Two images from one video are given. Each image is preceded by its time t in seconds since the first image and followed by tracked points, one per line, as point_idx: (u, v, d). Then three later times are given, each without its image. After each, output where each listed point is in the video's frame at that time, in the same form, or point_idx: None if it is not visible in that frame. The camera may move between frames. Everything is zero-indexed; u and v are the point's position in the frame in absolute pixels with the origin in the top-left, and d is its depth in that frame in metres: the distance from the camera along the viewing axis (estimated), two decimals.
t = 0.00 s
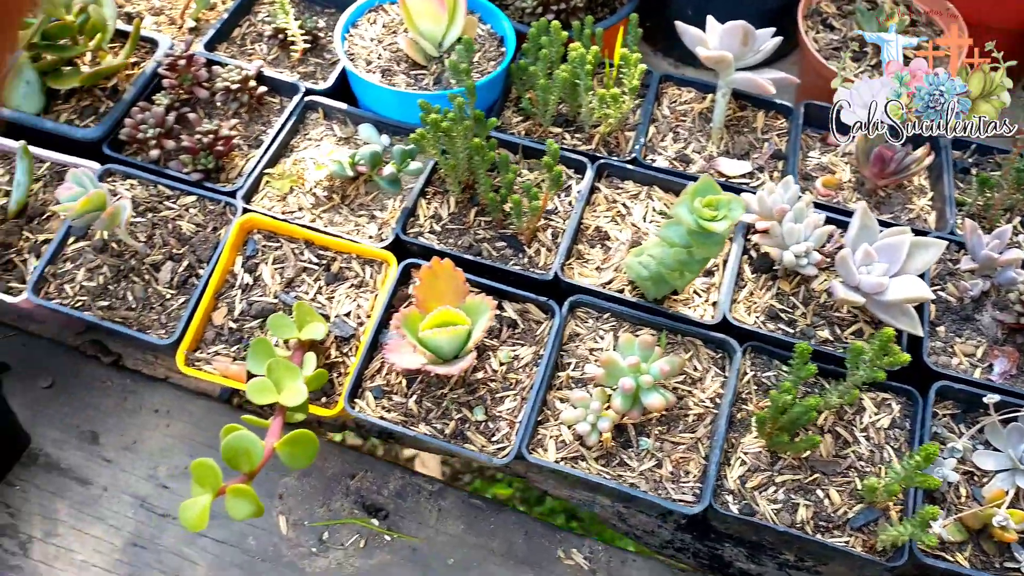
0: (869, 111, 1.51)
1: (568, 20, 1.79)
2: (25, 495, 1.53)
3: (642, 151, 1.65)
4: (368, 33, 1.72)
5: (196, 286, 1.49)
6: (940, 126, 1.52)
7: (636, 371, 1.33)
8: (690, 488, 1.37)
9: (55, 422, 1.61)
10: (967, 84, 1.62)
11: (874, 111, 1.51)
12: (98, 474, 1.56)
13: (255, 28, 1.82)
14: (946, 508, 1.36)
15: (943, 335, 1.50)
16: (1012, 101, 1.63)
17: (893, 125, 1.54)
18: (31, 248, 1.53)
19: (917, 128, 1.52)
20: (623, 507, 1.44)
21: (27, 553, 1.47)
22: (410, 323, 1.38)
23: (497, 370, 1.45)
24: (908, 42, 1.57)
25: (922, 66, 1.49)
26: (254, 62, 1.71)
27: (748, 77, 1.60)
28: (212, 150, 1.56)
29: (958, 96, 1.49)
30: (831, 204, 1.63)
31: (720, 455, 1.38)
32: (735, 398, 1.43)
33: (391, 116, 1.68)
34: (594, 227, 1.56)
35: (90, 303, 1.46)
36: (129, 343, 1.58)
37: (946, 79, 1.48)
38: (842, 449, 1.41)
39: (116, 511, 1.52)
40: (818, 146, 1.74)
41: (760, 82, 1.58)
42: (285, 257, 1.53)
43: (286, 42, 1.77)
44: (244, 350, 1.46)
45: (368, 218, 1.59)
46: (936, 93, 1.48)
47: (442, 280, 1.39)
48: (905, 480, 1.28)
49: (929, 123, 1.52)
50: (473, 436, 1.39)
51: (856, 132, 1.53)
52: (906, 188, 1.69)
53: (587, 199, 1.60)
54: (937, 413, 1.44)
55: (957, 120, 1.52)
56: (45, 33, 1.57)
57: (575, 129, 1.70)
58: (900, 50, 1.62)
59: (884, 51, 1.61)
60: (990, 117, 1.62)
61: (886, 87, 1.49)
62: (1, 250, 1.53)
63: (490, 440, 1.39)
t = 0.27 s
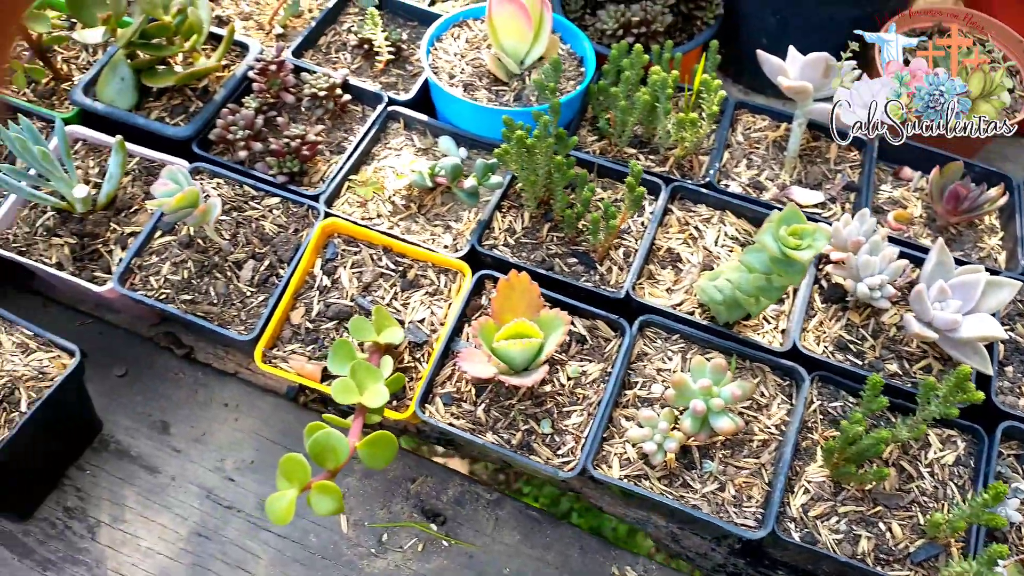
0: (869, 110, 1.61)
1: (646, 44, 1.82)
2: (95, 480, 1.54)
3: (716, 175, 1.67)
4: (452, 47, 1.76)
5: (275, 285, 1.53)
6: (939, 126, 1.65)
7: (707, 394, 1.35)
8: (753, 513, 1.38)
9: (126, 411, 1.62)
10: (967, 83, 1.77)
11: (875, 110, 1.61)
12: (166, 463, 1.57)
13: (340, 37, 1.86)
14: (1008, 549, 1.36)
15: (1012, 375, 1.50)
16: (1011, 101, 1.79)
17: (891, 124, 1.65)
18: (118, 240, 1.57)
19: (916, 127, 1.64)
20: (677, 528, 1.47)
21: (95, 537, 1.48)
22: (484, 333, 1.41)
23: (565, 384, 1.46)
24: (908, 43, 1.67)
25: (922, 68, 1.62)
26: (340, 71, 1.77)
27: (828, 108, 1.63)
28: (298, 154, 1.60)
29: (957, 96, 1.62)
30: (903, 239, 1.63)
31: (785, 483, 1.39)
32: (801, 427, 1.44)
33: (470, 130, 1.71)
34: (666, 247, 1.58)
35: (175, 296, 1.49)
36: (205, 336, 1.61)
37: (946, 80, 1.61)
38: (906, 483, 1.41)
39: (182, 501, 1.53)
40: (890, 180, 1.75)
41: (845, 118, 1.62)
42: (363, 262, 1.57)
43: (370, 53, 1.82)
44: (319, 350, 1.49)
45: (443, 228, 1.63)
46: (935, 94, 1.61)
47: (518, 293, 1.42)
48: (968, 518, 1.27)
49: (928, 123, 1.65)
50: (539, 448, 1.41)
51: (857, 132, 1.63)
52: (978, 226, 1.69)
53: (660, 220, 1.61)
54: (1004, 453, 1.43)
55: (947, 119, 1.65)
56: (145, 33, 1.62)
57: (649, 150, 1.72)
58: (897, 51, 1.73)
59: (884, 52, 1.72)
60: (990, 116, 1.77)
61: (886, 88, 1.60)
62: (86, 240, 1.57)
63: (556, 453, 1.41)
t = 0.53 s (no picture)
0: (868, 111, 1.56)
1: (712, 52, 1.80)
2: (146, 462, 1.53)
3: (782, 185, 1.65)
4: (516, 47, 1.75)
5: (336, 276, 1.52)
6: (939, 126, 1.58)
7: (776, 405, 1.32)
8: (816, 528, 1.35)
9: (178, 395, 1.61)
10: (967, 83, 1.65)
11: (875, 110, 1.57)
12: (218, 449, 1.56)
13: (403, 33, 1.85)
14: None
15: None
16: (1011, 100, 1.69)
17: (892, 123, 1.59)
18: (179, 224, 1.56)
19: (917, 128, 1.57)
20: (731, 541, 1.46)
21: (145, 519, 1.48)
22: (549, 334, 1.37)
23: (626, 389, 1.43)
24: (910, 42, 1.57)
25: (923, 66, 1.52)
26: (404, 66, 1.75)
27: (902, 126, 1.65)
28: (362, 147, 1.59)
29: (957, 97, 1.54)
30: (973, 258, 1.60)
31: (850, 499, 1.36)
32: (868, 443, 1.41)
33: (534, 130, 1.69)
34: (730, 256, 1.56)
35: (235, 282, 1.49)
36: (261, 324, 1.61)
37: (945, 80, 1.52)
38: (973, 505, 1.37)
39: (233, 487, 1.52)
40: (957, 199, 1.72)
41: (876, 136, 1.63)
42: (424, 257, 1.55)
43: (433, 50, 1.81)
44: (378, 342, 1.48)
45: (504, 226, 1.61)
46: (935, 94, 1.53)
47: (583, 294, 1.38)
48: None
49: (929, 123, 1.58)
50: (599, 452, 1.38)
51: (856, 131, 1.58)
52: None
53: (726, 228, 1.59)
54: None
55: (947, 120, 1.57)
56: (214, 20, 1.60)
57: (714, 158, 1.69)
58: (900, 50, 1.61)
59: (883, 50, 1.60)
60: (989, 116, 1.66)
61: (886, 88, 1.54)
62: (149, 224, 1.56)
63: (616, 458, 1.37)
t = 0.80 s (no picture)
0: (868, 111, 1.52)
1: (789, 54, 1.77)
2: (208, 444, 1.55)
3: (858, 191, 1.62)
4: (591, 42, 1.74)
5: (405, 267, 1.52)
6: (939, 126, 1.52)
7: (851, 416, 1.30)
8: (884, 543, 1.32)
9: (241, 377, 1.63)
10: (966, 83, 1.58)
11: (875, 110, 1.53)
12: (279, 433, 1.57)
13: (475, 24, 1.85)
14: None
15: None
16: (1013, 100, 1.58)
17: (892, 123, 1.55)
18: (251, 208, 1.57)
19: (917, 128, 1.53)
20: (790, 552, 1.42)
21: (205, 500, 1.49)
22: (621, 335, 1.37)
23: (693, 393, 1.41)
24: (909, 42, 1.54)
25: (923, 66, 1.49)
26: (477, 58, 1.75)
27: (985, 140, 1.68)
28: (435, 137, 1.59)
29: (957, 96, 1.49)
30: None
31: (921, 515, 1.33)
32: (941, 459, 1.38)
33: (606, 127, 1.67)
34: (803, 261, 1.54)
35: (305, 268, 1.49)
36: (325, 310, 1.61)
37: (946, 80, 1.48)
38: None
39: (293, 473, 1.53)
40: None
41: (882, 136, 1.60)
42: (492, 250, 1.54)
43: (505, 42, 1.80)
44: (444, 334, 1.47)
45: (572, 222, 1.59)
46: (936, 93, 1.48)
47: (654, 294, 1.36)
48: None
49: (929, 123, 1.53)
50: (665, 456, 1.36)
51: (856, 132, 1.54)
52: None
53: (799, 233, 1.57)
54: None
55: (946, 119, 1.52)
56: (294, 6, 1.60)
57: (788, 161, 1.66)
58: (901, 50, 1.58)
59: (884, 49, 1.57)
60: (990, 117, 1.57)
61: (886, 88, 1.50)
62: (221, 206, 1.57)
63: (682, 462, 1.36)
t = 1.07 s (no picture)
0: (868, 111, 1.45)
1: (805, 61, 1.74)
2: (215, 458, 1.53)
3: (874, 202, 1.59)
4: (605, 49, 1.72)
5: (416, 279, 1.50)
6: (939, 127, 1.46)
7: (869, 435, 1.27)
8: (900, 563, 1.30)
9: (249, 389, 1.61)
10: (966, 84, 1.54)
11: (874, 110, 1.46)
12: (287, 447, 1.55)
13: (486, 31, 1.84)
14: None
15: None
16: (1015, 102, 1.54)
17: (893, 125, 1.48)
18: (259, 219, 1.55)
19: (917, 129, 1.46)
20: (804, 567, 1.40)
21: (212, 516, 1.47)
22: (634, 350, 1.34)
23: (708, 409, 1.39)
24: (908, 42, 1.47)
25: (923, 66, 1.43)
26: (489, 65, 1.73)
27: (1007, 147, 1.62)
28: (446, 147, 1.57)
29: (958, 96, 1.43)
30: None
31: (939, 535, 1.30)
32: (959, 477, 1.35)
33: (619, 136, 1.66)
34: (820, 274, 1.51)
35: (314, 280, 1.47)
36: (334, 321, 1.59)
37: (946, 79, 1.42)
38: None
39: (301, 487, 1.51)
40: None
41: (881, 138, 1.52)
42: (504, 262, 1.53)
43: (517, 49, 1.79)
44: (454, 347, 1.45)
45: (584, 234, 1.57)
46: (936, 93, 1.42)
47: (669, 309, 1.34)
48: None
49: (929, 123, 1.46)
50: (679, 473, 1.34)
51: (855, 132, 1.47)
52: None
53: (815, 245, 1.55)
54: None
55: (944, 120, 1.46)
56: (305, 13, 1.59)
57: (803, 171, 1.64)
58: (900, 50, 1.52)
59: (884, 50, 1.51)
60: (989, 117, 1.54)
61: (886, 87, 1.44)
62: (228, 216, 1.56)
63: (696, 480, 1.34)
